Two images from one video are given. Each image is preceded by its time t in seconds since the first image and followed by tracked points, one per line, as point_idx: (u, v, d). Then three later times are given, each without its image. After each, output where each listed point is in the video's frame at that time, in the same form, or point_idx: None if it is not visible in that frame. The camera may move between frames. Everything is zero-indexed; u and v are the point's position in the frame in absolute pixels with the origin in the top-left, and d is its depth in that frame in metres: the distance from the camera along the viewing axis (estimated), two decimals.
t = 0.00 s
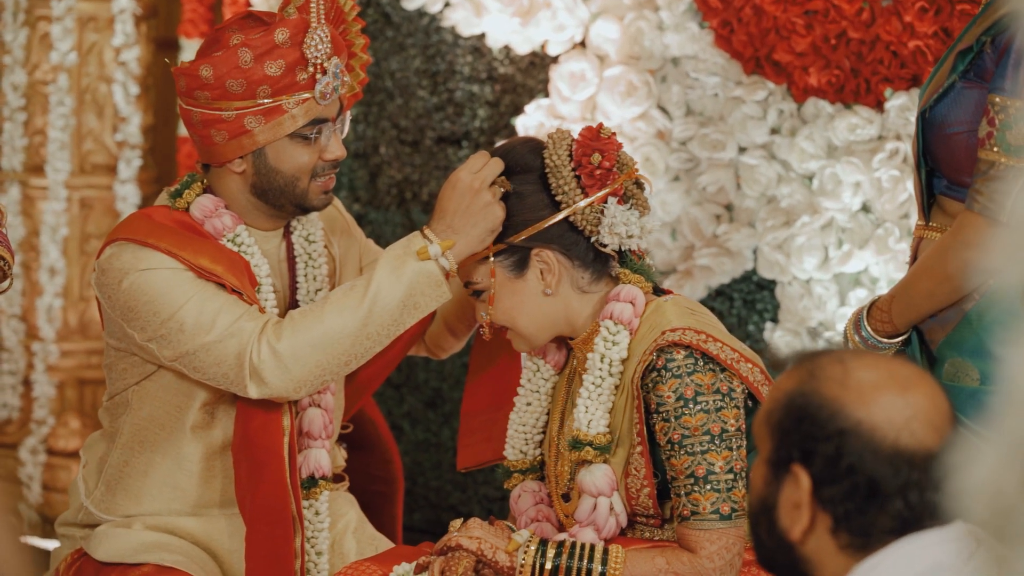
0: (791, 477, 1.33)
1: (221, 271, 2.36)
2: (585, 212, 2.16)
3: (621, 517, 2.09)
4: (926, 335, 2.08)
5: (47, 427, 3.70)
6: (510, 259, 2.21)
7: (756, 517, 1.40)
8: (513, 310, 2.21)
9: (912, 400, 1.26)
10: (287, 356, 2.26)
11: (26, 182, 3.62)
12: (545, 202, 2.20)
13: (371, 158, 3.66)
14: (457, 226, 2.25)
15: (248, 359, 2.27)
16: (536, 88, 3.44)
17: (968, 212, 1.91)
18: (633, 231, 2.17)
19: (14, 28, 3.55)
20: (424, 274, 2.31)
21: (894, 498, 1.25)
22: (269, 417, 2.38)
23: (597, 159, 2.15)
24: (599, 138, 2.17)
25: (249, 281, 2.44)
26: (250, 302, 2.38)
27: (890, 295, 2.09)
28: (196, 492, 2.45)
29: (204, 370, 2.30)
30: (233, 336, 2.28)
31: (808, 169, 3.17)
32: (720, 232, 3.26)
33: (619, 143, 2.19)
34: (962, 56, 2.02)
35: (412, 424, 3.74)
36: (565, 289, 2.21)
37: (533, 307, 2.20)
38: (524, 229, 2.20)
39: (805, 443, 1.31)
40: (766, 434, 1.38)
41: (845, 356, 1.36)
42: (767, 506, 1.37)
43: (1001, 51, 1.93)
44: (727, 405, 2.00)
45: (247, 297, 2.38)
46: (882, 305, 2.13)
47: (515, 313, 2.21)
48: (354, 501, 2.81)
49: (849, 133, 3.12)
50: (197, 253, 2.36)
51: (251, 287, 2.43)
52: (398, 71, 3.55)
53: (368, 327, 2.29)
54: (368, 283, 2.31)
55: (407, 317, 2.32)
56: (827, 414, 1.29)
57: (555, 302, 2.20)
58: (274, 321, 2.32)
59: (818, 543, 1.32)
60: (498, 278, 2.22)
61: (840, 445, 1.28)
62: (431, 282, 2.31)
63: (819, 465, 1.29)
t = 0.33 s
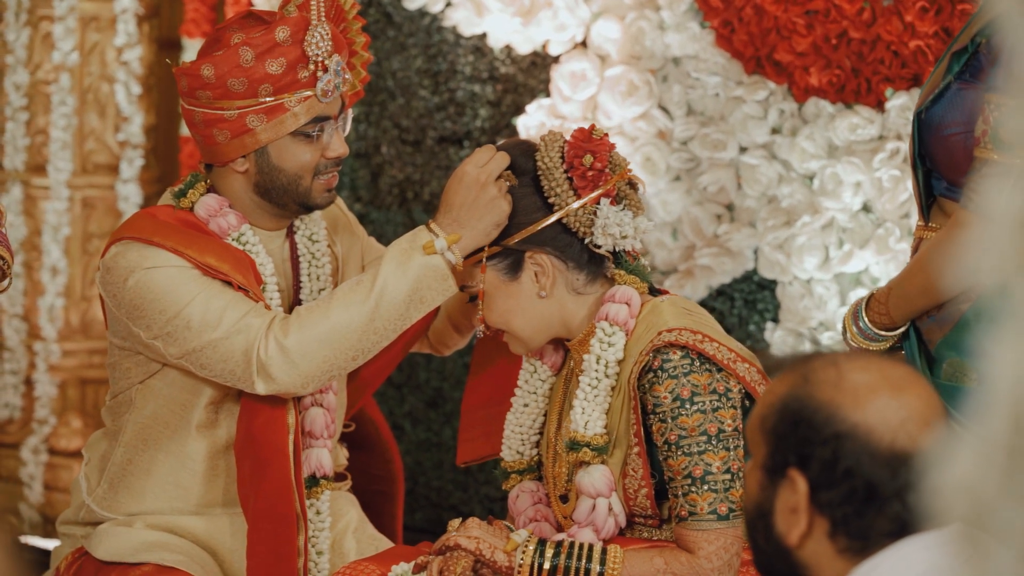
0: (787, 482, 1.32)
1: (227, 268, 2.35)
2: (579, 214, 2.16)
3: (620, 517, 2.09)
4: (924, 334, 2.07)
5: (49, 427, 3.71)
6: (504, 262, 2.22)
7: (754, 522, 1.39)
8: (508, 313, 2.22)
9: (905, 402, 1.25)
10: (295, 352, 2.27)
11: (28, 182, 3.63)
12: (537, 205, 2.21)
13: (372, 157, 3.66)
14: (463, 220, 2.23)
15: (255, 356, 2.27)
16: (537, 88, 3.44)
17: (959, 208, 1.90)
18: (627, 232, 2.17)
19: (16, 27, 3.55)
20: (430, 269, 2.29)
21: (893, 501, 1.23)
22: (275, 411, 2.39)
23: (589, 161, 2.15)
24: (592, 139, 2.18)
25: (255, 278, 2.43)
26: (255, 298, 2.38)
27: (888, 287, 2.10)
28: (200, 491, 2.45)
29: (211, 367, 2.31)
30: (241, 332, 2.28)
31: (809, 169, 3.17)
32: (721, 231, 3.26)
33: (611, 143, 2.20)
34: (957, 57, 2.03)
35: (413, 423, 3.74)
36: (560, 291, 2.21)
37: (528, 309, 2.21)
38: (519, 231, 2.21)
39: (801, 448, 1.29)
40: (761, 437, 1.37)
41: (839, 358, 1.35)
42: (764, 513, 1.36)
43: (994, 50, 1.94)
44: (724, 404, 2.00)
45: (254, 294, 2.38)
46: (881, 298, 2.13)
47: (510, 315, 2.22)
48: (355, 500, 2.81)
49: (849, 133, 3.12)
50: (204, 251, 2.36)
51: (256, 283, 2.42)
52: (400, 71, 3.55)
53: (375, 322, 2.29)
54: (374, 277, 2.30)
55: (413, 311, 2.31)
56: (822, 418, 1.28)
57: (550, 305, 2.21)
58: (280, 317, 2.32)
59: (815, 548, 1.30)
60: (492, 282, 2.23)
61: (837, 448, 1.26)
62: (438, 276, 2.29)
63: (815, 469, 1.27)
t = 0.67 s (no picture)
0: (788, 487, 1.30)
1: (231, 269, 2.35)
2: (570, 217, 2.16)
3: (617, 520, 2.09)
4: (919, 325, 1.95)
5: (49, 429, 3.71)
6: (497, 267, 2.23)
7: (754, 534, 1.37)
8: (502, 317, 2.22)
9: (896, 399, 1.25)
10: (298, 350, 2.26)
11: (29, 185, 3.63)
12: (530, 209, 2.21)
13: (372, 160, 3.67)
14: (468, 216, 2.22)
15: (259, 354, 2.26)
16: (537, 91, 3.45)
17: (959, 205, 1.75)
18: (619, 235, 2.17)
19: (17, 31, 3.56)
20: (433, 266, 2.28)
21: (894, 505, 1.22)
22: (276, 410, 2.39)
23: (580, 164, 2.14)
24: (582, 142, 2.17)
25: (260, 278, 2.43)
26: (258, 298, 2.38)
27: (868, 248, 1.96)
28: (201, 493, 2.45)
29: (215, 366, 2.30)
30: (246, 330, 2.28)
31: (808, 171, 3.17)
32: (720, 234, 3.26)
33: (602, 146, 2.19)
34: (944, 64, 2.02)
35: (412, 426, 3.74)
36: (554, 295, 2.20)
37: (521, 313, 2.20)
38: (511, 235, 2.21)
39: (802, 454, 1.28)
40: (756, 446, 1.36)
41: (829, 361, 1.34)
42: (764, 522, 1.34)
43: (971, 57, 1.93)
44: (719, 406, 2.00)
45: (258, 294, 2.38)
46: (858, 252, 2.00)
47: (505, 320, 2.22)
48: (354, 502, 2.81)
49: (848, 136, 3.12)
50: (208, 252, 2.36)
51: (259, 281, 2.42)
52: (400, 73, 3.55)
53: (378, 320, 2.28)
54: (377, 274, 2.30)
55: (416, 308, 2.30)
56: (820, 422, 1.27)
57: (543, 309, 2.20)
58: (284, 316, 2.32)
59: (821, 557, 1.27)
60: (486, 287, 2.24)
61: (838, 450, 1.24)
62: (439, 273, 2.28)
63: (817, 474, 1.26)
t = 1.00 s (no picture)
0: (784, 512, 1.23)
1: (233, 268, 2.36)
2: (565, 219, 2.18)
3: (614, 522, 2.08)
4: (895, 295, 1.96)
5: (49, 432, 3.70)
6: (493, 270, 2.24)
7: None
8: (496, 320, 2.22)
9: (852, 395, 1.25)
10: (300, 347, 2.25)
11: (28, 188, 3.63)
12: (524, 212, 2.23)
13: (372, 163, 3.67)
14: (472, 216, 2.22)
15: (260, 351, 2.26)
16: (536, 93, 3.45)
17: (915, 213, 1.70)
18: (614, 236, 2.17)
19: (16, 34, 3.56)
20: (436, 264, 2.27)
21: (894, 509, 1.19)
22: (277, 408, 2.39)
23: (574, 166, 2.17)
24: (576, 144, 2.20)
25: (261, 279, 2.43)
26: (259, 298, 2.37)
27: (816, 189, 1.85)
28: (201, 494, 2.44)
29: (215, 364, 2.29)
30: (246, 328, 2.27)
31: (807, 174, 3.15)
32: (719, 236, 3.25)
33: (597, 148, 2.21)
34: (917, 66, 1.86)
35: (412, 428, 3.73)
36: (548, 296, 2.21)
37: (517, 315, 2.20)
38: (507, 238, 2.22)
39: (786, 467, 1.23)
40: (734, 491, 1.29)
41: (781, 380, 1.32)
42: (768, 559, 1.25)
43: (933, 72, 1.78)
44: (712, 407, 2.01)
45: (259, 293, 2.38)
46: (803, 181, 1.87)
47: (500, 322, 2.21)
48: (353, 505, 2.81)
49: (847, 138, 3.10)
50: (210, 251, 2.36)
51: (261, 281, 2.42)
52: (399, 76, 3.56)
53: (379, 318, 2.27)
54: (379, 273, 2.28)
55: (418, 308, 2.28)
56: (793, 430, 1.24)
57: (538, 310, 2.20)
58: (285, 313, 2.31)
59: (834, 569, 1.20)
60: (482, 290, 2.24)
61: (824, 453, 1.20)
62: (443, 272, 2.27)
63: (811, 482, 1.20)
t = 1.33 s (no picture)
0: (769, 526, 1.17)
1: (235, 267, 2.36)
2: (559, 219, 2.19)
3: (611, 522, 2.08)
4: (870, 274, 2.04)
5: (49, 433, 3.71)
6: (488, 270, 2.25)
7: None
8: (491, 321, 2.22)
9: (818, 402, 1.22)
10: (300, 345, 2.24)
11: (29, 189, 3.63)
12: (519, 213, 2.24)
13: (372, 163, 3.67)
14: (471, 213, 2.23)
15: (261, 350, 2.25)
16: (536, 94, 3.45)
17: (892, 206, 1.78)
18: (607, 236, 2.18)
19: (17, 35, 3.56)
20: (436, 261, 2.26)
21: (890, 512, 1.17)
22: (276, 407, 2.39)
23: (567, 166, 2.17)
24: (570, 145, 2.19)
25: (262, 279, 2.44)
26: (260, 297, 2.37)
27: (791, 167, 1.91)
28: (201, 495, 2.44)
29: (216, 362, 2.29)
30: (245, 327, 2.27)
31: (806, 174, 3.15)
32: (719, 237, 3.25)
33: (591, 148, 2.21)
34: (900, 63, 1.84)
35: (412, 429, 3.73)
36: (542, 296, 2.20)
37: (512, 316, 2.20)
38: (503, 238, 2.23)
39: (770, 481, 1.18)
40: (721, 514, 1.24)
41: (753, 398, 1.29)
42: None
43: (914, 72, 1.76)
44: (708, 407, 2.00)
45: (261, 292, 2.38)
46: (778, 156, 1.94)
47: (495, 323, 2.22)
48: (353, 506, 2.81)
49: (846, 138, 3.10)
50: (211, 251, 2.37)
51: (262, 280, 2.42)
52: (399, 77, 3.56)
53: (379, 316, 2.26)
54: (379, 271, 2.28)
55: (419, 306, 2.28)
56: (771, 446, 1.20)
57: (533, 311, 2.20)
58: (286, 311, 2.31)
59: None
60: (478, 290, 2.26)
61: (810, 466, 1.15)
62: (444, 271, 2.26)
63: (797, 496, 1.15)
